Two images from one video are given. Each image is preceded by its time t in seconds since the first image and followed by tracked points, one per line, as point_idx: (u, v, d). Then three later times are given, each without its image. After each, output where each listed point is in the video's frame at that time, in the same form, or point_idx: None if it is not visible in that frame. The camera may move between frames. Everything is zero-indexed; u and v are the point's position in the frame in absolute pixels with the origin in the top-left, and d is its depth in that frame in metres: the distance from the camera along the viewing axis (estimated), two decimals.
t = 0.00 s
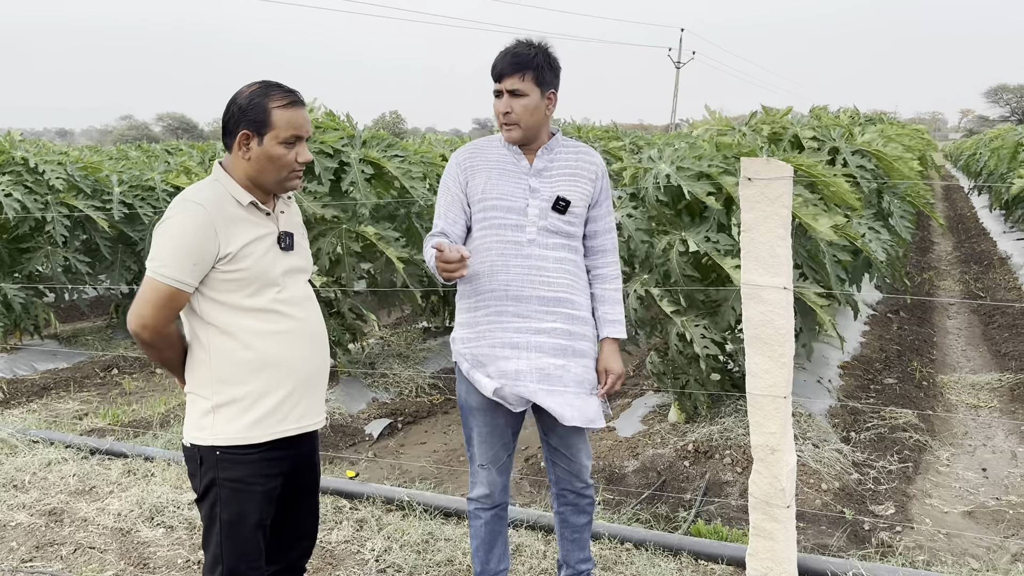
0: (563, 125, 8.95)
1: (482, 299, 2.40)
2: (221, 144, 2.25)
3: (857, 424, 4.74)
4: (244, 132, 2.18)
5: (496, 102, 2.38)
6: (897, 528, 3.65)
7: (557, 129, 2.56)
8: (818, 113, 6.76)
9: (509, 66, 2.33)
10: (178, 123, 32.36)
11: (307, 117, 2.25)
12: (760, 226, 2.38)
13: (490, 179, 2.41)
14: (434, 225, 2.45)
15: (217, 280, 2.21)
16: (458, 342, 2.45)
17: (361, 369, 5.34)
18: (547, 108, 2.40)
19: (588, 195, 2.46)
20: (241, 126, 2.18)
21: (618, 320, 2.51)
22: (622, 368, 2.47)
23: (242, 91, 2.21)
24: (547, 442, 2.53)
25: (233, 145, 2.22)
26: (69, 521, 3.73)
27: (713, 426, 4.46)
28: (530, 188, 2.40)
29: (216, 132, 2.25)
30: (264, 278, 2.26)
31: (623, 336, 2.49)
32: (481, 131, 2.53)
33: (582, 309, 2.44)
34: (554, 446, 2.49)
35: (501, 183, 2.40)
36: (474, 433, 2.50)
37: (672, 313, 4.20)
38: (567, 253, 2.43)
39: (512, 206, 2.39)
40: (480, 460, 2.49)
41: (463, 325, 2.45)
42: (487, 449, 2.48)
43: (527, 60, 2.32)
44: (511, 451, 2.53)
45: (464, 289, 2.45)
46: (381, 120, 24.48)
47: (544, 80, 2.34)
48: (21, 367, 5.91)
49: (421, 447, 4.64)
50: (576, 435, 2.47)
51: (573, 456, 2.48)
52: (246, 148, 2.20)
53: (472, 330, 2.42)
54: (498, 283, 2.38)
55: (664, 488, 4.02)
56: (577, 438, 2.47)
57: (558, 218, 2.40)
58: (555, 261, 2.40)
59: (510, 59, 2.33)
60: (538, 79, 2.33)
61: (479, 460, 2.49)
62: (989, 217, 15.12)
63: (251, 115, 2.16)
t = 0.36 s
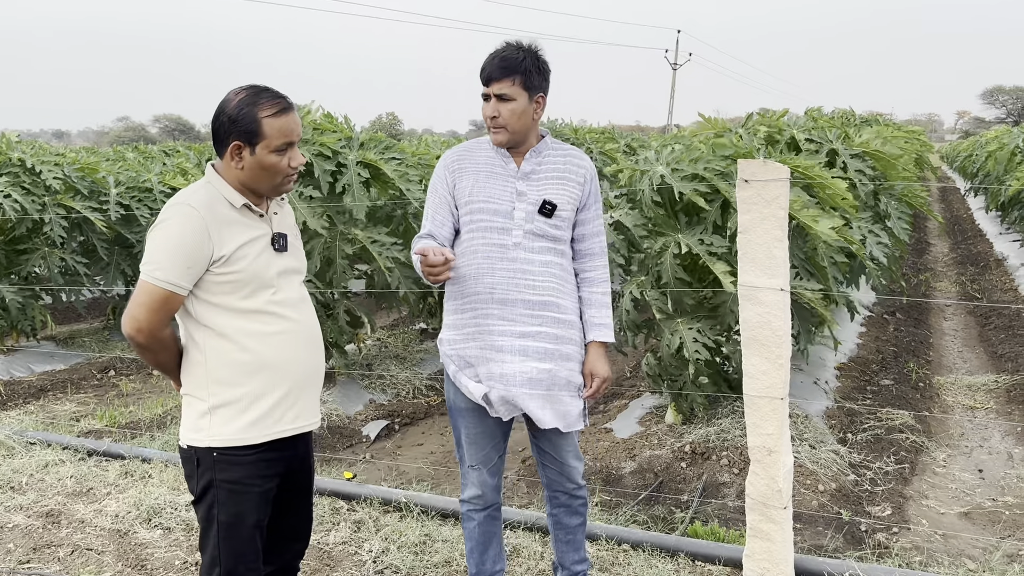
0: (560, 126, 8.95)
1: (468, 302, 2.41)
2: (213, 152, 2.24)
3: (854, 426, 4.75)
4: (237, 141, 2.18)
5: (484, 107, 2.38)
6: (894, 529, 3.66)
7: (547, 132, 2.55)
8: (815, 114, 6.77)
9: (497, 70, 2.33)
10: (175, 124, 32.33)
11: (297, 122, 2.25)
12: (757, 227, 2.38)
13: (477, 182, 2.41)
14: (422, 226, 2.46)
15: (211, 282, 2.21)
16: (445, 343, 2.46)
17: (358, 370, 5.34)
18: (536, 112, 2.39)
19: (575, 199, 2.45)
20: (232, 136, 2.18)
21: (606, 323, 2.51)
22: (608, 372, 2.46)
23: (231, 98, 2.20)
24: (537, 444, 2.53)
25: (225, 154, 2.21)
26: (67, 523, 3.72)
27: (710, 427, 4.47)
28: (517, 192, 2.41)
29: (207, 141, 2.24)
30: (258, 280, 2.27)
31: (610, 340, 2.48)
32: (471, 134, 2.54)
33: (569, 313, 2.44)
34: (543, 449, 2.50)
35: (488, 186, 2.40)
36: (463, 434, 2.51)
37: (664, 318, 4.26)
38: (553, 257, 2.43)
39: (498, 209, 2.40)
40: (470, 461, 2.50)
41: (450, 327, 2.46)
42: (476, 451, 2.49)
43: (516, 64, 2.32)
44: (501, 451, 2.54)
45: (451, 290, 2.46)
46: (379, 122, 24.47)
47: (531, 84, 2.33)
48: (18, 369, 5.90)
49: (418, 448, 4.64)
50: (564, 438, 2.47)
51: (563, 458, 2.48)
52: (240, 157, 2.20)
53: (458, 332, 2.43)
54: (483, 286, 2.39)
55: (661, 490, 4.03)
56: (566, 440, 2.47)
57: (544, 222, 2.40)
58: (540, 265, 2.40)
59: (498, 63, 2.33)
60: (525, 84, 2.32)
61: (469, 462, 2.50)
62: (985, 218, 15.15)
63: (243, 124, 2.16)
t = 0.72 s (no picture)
0: (563, 127, 8.95)
1: (467, 304, 2.42)
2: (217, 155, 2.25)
3: (857, 427, 4.75)
4: (239, 145, 2.19)
5: (481, 109, 2.38)
6: (897, 531, 3.65)
7: (544, 133, 2.55)
8: (818, 116, 6.77)
9: (492, 73, 2.32)
10: (177, 125, 32.37)
11: (300, 127, 2.25)
12: (760, 228, 2.38)
13: (474, 184, 2.42)
14: (419, 229, 2.48)
15: (213, 285, 2.21)
16: (443, 344, 2.46)
17: (361, 371, 5.35)
18: (533, 114, 2.39)
19: (573, 200, 2.45)
20: (235, 140, 2.19)
21: (603, 324, 2.51)
22: (605, 373, 2.47)
23: (236, 102, 2.21)
24: (535, 445, 2.53)
25: (228, 157, 2.22)
26: (71, 524, 3.73)
27: (713, 428, 4.47)
28: (514, 194, 2.41)
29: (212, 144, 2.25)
30: (260, 283, 2.27)
31: (607, 340, 2.48)
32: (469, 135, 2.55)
33: (566, 314, 2.45)
34: (541, 449, 2.50)
35: (486, 189, 2.41)
36: (462, 436, 2.51)
37: (671, 318, 4.27)
38: (551, 258, 2.43)
39: (496, 211, 2.40)
40: (471, 462, 2.50)
41: (448, 329, 2.46)
42: (475, 452, 2.49)
43: (512, 68, 2.31)
44: (501, 452, 2.54)
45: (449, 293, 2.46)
46: (381, 123, 24.47)
47: (529, 87, 2.34)
48: (22, 370, 5.92)
49: (421, 449, 4.65)
50: (562, 438, 2.47)
51: (562, 459, 2.48)
52: (242, 160, 2.21)
53: (457, 334, 2.43)
54: (481, 288, 2.39)
55: (664, 491, 4.03)
56: (564, 441, 2.47)
57: (542, 224, 2.40)
58: (538, 267, 2.40)
59: (494, 67, 2.32)
60: (522, 87, 2.32)
61: (469, 462, 2.51)
62: (989, 219, 15.12)
63: (246, 128, 2.16)
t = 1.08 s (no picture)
0: (571, 129, 8.96)
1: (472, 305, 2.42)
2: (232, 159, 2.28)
3: (866, 429, 4.74)
4: (251, 147, 2.21)
5: (489, 114, 2.37)
6: (907, 533, 3.65)
7: (549, 136, 2.56)
8: (827, 118, 6.76)
9: (500, 79, 2.31)
10: (187, 127, 32.49)
11: (312, 130, 2.26)
12: (770, 230, 2.39)
13: (480, 187, 2.42)
14: (424, 232, 2.48)
15: (225, 286, 2.23)
16: (448, 347, 2.46)
17: (370, 372, 5.37)
18: (539, 117, 2.41)
19: (577, 203, 2.47)
20: (247, 142, 2.21)
21: (608, 325, 2.51)
22: (609, 374, 2.45)
23: (250, 106, 2.23)
24: (541, 446, 2.53)
25: (241, 160, 2.24)
26: (82, 523, 3.76)
27: (721, 429, 4.47)
28: (520, 197, 2.42)
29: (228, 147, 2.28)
30: (270, 284, 2.28)
31: (612, 341, 2.48)
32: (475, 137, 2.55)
33: (571, 315, 2.45)
34: (547, 450, 2.50)
35: (491, 191, 2.42)
36: (467, 438, 2.52)
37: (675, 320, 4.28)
38: (556, 260, 2.44)
39: (501, 214, 2.41)
40: (477, 464, 2.50)
41: (452, 330, 2.47)
42: (482, 453, 2.49)
43: (519, 72, 2.30)
44: (506, 453, 2.54)
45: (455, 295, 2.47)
46: (389, 124, 24.52)
47: (535, 90, 2.34)
48: (33, 370, 5.96)
49: (430, 450, 4.66)
50: (569, 439, 2.47)
51: (567, 460, 2.48)
52: (254, 163, 2.23)
53: (461, 335, 2.43)
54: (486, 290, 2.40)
55: (672, 492, 4.03)
56: (570, 442, 2.47)
57: (547, 226, 2.42)
58: (544, 269, 2.41)
59: (501, 72, 2.31)
60: (529, 90, 2.33)
61: (475, 464, 2.51)
62: (998, 221, 15.06)
63: (257, 130, 2.19)
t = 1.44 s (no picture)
0: (582, 130, 8.96)
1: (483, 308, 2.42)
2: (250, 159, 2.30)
3: (878, 432, 4.72)
4: (263, 147, 2.22)
5: (507, 124, 2.35)
6: (919, 536, 3.63)
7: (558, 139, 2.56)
8: (839, 119, 6.74)
9: (522, 92, 2.27)
10: (198, 128, 32.65)
11: (325, 136, 2.25)
12: (781, 232, 2.38)
13: (490, 191, 2.42)
14: (433, 236, 2.46)
15: (238, 285, 2.24)
16: (458, 349, 2.46)
17: (380, 374, 5.38)
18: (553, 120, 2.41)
19: (585, 206, 2.47)
20: (260, 142, 2.22)
21: (615, 328, 2.51)
22: (617, 376, 2.47)
23: (271, 109, 2.26)
24: (552, 452, 2.52)
25: (256, 160, 2.26)
26: (95, 522, 3.78)
27: (732, 432, 4.47)
28: (531, 200, 2.41)
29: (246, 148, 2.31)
30: (282, 284, 2.28)
31: (618, 343, 2.49)
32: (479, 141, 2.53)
33: (581, 318, 2.46)
34: (558, 456, 2.49)
35: (502, 195, 2.41)
36: (477, 440, 2.52)
37: (688, 322, 4.28)
38: (567, 264, 2.44)
39: (512, 218, 2.40)
40: (486, 466, 2.50)
41: (462, 333, 2.47)
42: (492, 455, 2.49)
43: (539, 83, 2.28)
44: (516, 457, 2.53)
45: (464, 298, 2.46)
46: (399, 125, 24.56)
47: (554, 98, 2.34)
48: (47, 370, 5.99)
49: (440, 451, 4.66)
50: (580, 444, 2.45)
51: (579, 466, 2.47)
52: (265, 162, 2.24)
53: (472, 338, 2.43)
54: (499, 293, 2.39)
55: (683, 495, 4.02)
56: (581, 446, 2.45)
57: (558, 229, 2.42)
58: (556, 272, 2.41)
59: (524, 85, 2.26)
60: (550, 99, 2.32)
61: (485, 466, 2.51)
62: (1012, 223, 14.97)
63: (271, 131, 2.20)
